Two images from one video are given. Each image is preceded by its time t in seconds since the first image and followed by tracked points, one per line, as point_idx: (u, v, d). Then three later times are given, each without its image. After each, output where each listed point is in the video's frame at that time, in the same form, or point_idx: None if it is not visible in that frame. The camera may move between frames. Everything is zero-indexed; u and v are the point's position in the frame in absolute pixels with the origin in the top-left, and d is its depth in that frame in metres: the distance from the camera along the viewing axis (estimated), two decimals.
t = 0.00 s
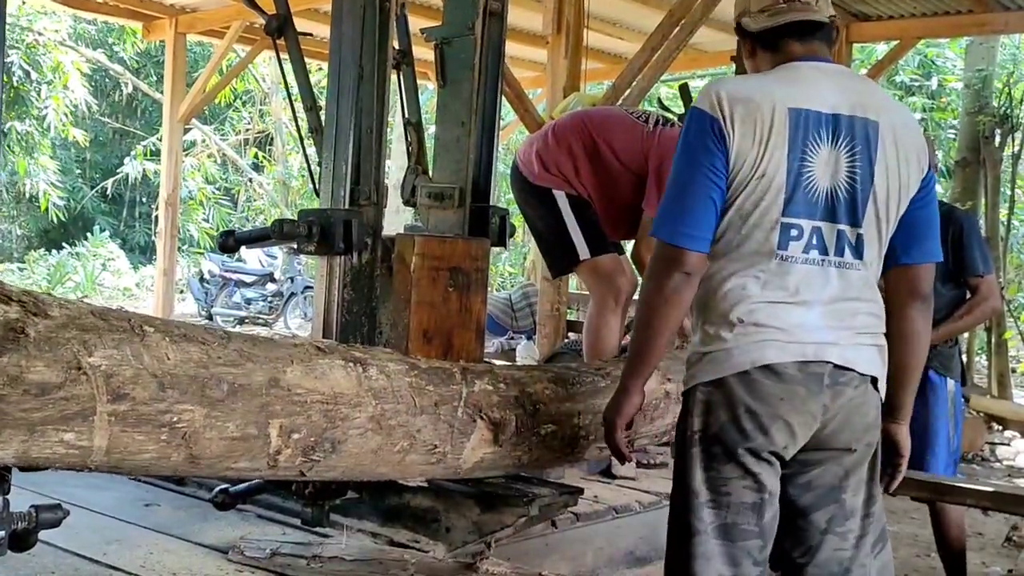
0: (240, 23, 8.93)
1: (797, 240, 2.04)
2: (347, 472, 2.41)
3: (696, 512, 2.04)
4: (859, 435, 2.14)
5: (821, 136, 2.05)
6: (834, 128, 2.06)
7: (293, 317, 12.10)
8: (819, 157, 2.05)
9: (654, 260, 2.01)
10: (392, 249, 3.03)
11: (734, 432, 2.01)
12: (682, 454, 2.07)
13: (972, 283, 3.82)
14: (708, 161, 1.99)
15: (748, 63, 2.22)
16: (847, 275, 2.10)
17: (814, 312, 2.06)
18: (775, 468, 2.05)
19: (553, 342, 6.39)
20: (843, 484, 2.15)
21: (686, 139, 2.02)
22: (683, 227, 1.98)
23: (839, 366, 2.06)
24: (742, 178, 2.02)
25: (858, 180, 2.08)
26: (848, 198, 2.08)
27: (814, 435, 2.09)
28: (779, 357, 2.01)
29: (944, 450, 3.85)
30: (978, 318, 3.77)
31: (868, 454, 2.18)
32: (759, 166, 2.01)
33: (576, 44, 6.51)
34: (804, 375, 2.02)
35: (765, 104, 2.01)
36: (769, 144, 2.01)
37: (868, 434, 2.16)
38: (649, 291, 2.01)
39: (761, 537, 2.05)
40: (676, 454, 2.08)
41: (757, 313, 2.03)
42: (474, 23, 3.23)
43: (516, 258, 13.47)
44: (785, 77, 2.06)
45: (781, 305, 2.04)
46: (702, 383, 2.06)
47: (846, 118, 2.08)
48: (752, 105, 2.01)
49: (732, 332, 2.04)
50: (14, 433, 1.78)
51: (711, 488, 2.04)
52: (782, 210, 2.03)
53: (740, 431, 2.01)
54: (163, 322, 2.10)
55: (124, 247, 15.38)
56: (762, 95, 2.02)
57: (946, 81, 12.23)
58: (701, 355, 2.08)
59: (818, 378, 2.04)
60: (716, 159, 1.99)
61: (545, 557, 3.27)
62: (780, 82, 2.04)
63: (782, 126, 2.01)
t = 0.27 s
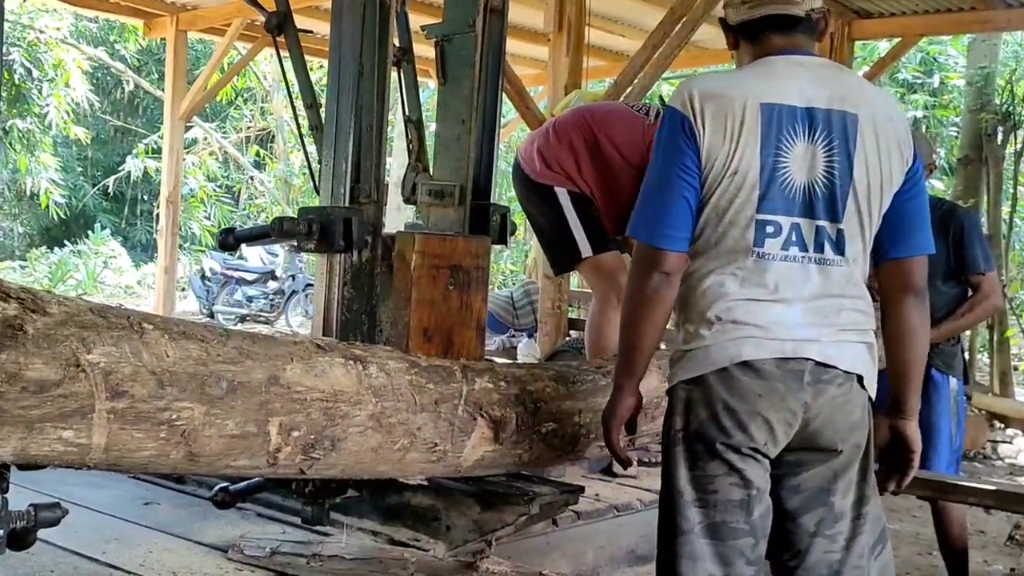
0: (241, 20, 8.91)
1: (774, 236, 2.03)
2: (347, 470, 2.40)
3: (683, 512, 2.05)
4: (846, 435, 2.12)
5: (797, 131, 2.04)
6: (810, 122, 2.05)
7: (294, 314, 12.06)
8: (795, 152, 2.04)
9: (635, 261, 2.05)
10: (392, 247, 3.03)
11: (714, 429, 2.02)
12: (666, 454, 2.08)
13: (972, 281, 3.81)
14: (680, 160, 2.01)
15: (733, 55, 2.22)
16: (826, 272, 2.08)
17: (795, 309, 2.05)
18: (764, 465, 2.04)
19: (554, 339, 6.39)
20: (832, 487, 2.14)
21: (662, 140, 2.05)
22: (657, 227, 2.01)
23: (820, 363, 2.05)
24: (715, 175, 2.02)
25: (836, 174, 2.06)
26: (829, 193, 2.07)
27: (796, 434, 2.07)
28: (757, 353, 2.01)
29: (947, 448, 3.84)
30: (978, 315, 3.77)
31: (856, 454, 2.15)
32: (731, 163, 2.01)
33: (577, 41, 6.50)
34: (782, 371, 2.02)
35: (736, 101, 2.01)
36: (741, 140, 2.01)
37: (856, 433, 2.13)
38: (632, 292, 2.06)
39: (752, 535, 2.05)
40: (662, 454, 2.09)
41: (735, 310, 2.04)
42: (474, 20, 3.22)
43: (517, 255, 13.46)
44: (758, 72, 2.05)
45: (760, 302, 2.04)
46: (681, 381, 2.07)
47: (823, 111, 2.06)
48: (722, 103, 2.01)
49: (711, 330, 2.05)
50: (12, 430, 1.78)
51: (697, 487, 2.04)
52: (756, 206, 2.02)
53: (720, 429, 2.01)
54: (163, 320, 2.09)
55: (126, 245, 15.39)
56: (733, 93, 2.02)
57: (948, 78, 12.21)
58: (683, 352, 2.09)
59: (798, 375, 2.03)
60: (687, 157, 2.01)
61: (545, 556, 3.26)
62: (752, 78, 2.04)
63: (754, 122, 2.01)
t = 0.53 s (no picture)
0: (242, 16, 8.89)
1: (757, 232, 2.03)
2: (347, 467, 2.40)
3: (671, 509, 2.05)
4: (834, 432, 2.10)
5: (778, 125, 2.03)
6: (791, 115, 2.04)
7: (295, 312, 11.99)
8: (775, 146, 2.03)
9: (617, 259, 2.05)
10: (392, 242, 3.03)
11: (699, 425, 2.02)
12: (654, 451, 2.08)
13: (974, 277, 3.80)
14: (659, 158, 2.01)
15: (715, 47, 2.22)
16: (811, 268, 2.06)
17: (780, 305, 2.04)
18: (752, 460, 2.04)
19: (556, 335, 6.38)
20: (821, 485, 2.13)
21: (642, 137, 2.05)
22: (638, 226, 2.02)
23: (805, 360, 2.04)
24: (695, 172, 2.02)
25: (820, 168, 2.04)
26: (812, 187, 2.05)
27: (783, 429, 2.07)
28: (740, 350, 2.00)
29: (950, 442, 3.83)
30: (979, 312, 3.76)
31: (843, 451, 2.14)
32: (711, 159, 2.01)
33: (579, 37, 6.49)
34: (766, 367, 2.01)
35: (714, 96, 2.01)
36: (720, 136, 2.00)
37: (844, 430, 2.12)
38: (615, 291, 2.06)
39: (742, 531, 2.05)
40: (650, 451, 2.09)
41: (719, 307, 2.03)
42: (474, 15, 3.21)
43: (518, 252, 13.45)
44: (737, 66, 2.04)
45: (744, 298, 2.03)
46: (668, 378, 2.07)
47: (804, 104, 2.04)
48: (701, 99, 2.01)
49: (695, 326, 2.05)
50: (10, 426, 1.77)
51: (685, 484, 2.04)
52: (738, 203, 2.02)
53: (706, 425, 2.02)
54: (162, 315, 2.08)
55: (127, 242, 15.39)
56: (712, 89, 2.01)
57: (951, 74, 12.18)
58: (669, 348, 2.09)
59: (783, 371, 2.02)
60: (666, 154, 2.01)
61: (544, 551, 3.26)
62: (730, 73, 2.03)
63: (733, 117, 2.00)
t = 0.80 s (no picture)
0: (243, 13, 8.88)
1: (747, 229, 2.03)
2: (346, 463, 2.39)
3: (665, 506, 2.05)
4: (825, 428, 2.11)
5: (767, 120, 2.03)
6: (780, 110, 2.04)
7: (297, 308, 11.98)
8: (765, 141, 2.03)
9: (605, 257, 2.04)
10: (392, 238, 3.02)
11: (690, 421, 2.03)
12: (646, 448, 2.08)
13: (977, 273, 3.78)
14: (648, 156, 2.00)
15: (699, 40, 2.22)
16: (802, 263, 2.07)
17: (770, 300, 2.04)
18: (744, 456, 2.05)
19: (557, 331, 6.37)
20: (813, 481, 2.14)
21: (629, 134, 2.03)
22: (628, 224, 2.01)
23: (796, 355, 2.04)
24: (685, 169, 2.02)
25: (810, 163, 2.05)
26: (803, 182, 2.05)
27: (773, 425, 2.07)
28: (730, 346, 2.01)
29: (952, 436, 3.82)
30: (981, 308, 3.75)
31: (834, 446, 2.14)
32: (701, 156, 2.01)
33: (580, 32, 6.48)
34: (757, 363, 2.01)
35: (704, 93, 2.00)
36: (710, 132, 2.00)
37: (835, 424, 2.12)
38: (603, 289, 2.06)
39: (736, 527, 2.05)
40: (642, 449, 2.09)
41: (709, 303, 2.03)
42: (475, 10, 3.20)
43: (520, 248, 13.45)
44: (724, 62, 2.04)
45: (733, 294, 2.04)
46: (660, 375, 2.07)
47: (794, 98, 2.04)
48: (690, 95, 2.00)
49: (686, 322, 2.06)
50: (9, 422, 1.77)
51: (678, 480, 2.04)
52: (729, 199, 2.02)
53: (697, 422, 2.02)
54: (160, 310, 2.08)
55: (129, 239, 15.39)
56: (702, 84, 2.01)
57: (953, 70, 12.15)
58: (659, 345, 2.09)
59: (773, 366, 2.02)
60: (656, 151, 2.00)
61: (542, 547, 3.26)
62: (719, 69, 2.03)
63: (723, 113, 2.00)
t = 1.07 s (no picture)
0: (244, 8, 8.85)
1: (745, 224, 2.04)
2: (346, 459, 2.39)
3: (662, 502, 2.06)
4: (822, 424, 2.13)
5: (766, 115, 2.03)
6: (779, 105, 2.04)
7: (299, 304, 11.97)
8: (765, 136, 2.03)
9: (604, 254, 2.04)
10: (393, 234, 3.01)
11: (688, 417, 2.04)
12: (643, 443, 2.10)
13: (979, 267, 3.78)
14: (649, 152, 1.99)
15: (694, 30, 2.22)
16: (800, 258, 2.09)
17: (769, 295, 2.06)
18: (741, 451, 2.06)
19: (559, 326, 6.37)
20: (810, 476, 2.17)
21: (628, 130, 2.02)
22: (629, 220, 2.00)
23: (794, 350, 2.06)
24: (686, 165, 2.02)
25: (809, 157, 2.06)
26: (801, 176, 2.06)
27: (772, 420, 2.10)
28: (727, 341, 2.02)
29: (954, 431, 3.82)
30: (983, 302, 3.75)
31: (830, 441, 2.16)
32: (702, 151, 2.01)
33: (581, 27, 6.47)
34: (755, 358, 2.03)
35: (704, 87, 2.00)
36: (711, 127, 2.00)
37: (832, 419, 2.15)
38: (602, 285, 2.05)
39: (734, 522, 2.06)
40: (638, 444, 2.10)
41: (707, 298, 2.05)
42: (476, 5, 3.20)
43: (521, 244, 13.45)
44: (724, 55, 2.04)
45: (731, 290, 2.05)
46: (657, 370, 2.09)
47: (792, 93, 2.05)
48: (691, 90, 1.99)
49: (683, 317, 2.07)
50: (9, 419, 1.77)
51: (676, 476, 2.06)
52: (729, 194, 2.02)
53: (694, 417, 2.04)
54: (160, 306, 2.08)
55: (131, 235, 15.41)
56: (702, 80, 2.00)
57: (956, 65, 12.12)
58: (657, 340, 2.11)
59: (771, 362, 2.04)
60: (657, 147, 1.99)
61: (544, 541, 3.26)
62: (718, 63, 2.02)
63: (723, 108, 2.00)
